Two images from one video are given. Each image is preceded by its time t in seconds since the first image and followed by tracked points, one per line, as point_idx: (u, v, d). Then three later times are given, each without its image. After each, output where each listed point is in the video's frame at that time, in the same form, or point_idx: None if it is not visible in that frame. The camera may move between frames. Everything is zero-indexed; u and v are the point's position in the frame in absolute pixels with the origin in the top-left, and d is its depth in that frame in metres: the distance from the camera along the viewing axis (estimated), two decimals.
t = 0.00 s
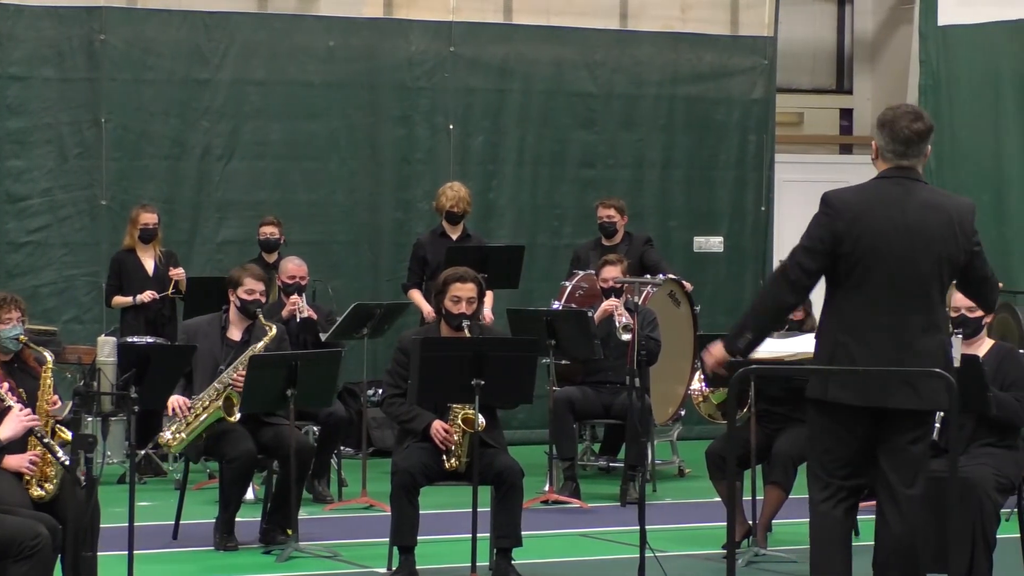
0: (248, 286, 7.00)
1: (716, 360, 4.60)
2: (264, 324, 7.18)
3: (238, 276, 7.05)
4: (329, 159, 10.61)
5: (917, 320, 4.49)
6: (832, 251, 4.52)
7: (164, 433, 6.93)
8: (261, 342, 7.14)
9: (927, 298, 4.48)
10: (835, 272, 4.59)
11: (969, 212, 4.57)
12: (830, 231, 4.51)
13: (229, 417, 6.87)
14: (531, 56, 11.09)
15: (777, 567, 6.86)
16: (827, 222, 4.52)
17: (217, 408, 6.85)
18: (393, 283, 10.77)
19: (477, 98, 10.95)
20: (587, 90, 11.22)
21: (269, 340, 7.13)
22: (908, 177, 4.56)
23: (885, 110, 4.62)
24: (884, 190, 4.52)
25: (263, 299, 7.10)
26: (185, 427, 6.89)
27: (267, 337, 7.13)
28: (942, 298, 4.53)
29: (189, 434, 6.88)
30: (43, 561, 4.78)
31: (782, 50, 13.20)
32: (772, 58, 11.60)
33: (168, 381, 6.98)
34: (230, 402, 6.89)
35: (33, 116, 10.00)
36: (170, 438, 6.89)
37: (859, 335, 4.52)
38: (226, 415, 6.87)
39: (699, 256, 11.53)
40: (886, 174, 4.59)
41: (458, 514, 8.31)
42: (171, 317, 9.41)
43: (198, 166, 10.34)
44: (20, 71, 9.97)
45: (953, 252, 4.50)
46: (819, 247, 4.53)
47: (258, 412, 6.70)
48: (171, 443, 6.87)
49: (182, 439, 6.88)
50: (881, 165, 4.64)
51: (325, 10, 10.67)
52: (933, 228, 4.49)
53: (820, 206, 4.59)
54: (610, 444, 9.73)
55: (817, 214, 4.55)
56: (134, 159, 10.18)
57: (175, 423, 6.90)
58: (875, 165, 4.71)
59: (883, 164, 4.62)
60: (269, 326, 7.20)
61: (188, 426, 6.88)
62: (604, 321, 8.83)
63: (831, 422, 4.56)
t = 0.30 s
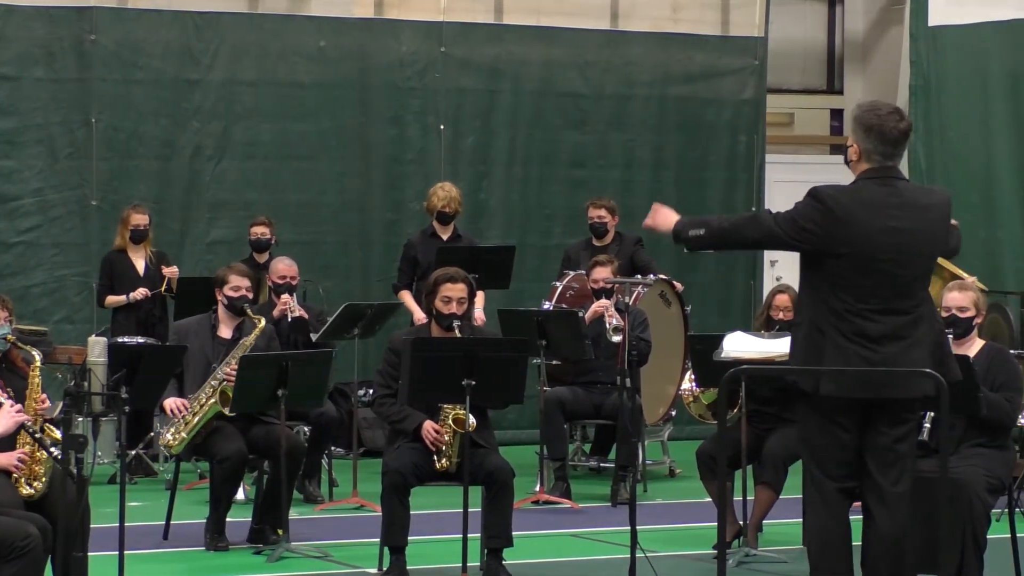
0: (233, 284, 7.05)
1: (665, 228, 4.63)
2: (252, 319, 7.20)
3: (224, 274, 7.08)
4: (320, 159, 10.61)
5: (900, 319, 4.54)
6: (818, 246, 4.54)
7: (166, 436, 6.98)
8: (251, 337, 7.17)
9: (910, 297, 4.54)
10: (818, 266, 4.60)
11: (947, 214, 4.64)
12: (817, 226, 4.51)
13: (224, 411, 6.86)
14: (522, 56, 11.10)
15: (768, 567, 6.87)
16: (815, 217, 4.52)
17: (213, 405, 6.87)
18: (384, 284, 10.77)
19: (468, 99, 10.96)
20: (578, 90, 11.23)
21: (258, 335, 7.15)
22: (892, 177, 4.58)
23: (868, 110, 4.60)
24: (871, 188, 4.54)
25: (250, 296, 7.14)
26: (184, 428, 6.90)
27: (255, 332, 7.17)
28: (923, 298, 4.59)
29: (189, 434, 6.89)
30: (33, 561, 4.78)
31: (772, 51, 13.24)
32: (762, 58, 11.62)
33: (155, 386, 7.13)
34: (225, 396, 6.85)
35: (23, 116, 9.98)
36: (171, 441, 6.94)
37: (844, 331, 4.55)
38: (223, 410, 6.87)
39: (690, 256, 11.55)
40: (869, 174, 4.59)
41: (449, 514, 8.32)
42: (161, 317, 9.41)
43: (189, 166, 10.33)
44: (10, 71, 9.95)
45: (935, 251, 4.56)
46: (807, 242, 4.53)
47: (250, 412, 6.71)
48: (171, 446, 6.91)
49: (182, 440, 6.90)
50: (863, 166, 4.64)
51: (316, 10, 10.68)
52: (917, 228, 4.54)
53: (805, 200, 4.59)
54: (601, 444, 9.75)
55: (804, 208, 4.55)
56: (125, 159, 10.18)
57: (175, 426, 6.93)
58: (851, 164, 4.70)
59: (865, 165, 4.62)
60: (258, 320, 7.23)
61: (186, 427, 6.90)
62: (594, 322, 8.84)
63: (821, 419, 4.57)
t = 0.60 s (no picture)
0: (220, 281, 7.04)
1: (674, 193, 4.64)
2: (242, 314, 7.17)
3: (209, 272, 7.08)
4: (315, 159, 10.61)
5: (883, 319, 4.60)
6: (809, 246, 4.53)
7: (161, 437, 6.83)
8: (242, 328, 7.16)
9: (892, 300, 4.60)
10: (804, 264, 4.60)
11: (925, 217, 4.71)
12: (811, 228, 4.50)
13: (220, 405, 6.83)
14: (516, 56, 11.11)
15: (762, 568, 6.88)
16: (808, 218, 4.50)
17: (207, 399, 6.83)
18: (379, 284, 10.77)
19: (462, 99, 10.96)
20: (573, 91, 11.23)
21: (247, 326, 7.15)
22: (877, 179, 4.60)
23: (852, 112, 4.59)
24: (861, 191, 4.55)
25: (237, 293, 7.14)
26: (179, 425, 6.82)
27: (245, 324, 7.16)
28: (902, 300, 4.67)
29: (186, 429, 6.82)
30: (28, 560, 4.78)
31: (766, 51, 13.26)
32: (757, 59, 11.63)
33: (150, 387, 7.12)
34: (219, 391, 6.84)
35: (17, 116, 9.98)
36: (168, 436, 6.81)
37: (832, 330, 4.58)
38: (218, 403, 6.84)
39: (685, 257, 11.55)
40: (854, 178, 4.59)
41: (444, 515, 8.32)
42: (156, 317, 9.40)
43: (183, 166, 10.33)
44: (4, 71, 9.94)
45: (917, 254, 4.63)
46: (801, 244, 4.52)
47: (246, 412, 6.70)
48: (167, 442, 6.79)
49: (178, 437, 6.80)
50: (847, 168, 4.62)
51: (310, 10, 10.68)
52: (903, 232, 4.59)
53: (796, 199, 4.56)
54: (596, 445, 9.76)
55: (796, 208, 4.52)
56: (119, 158, 10.17)
57: (170, 423, 6.83)
58: (830, 167, 4.67)
59: (848, 168, 4.61)
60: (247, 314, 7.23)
61: (182, 423, 6.82)
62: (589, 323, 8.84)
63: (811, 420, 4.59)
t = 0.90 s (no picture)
0: (219, 282, 7.04)
1: (652, 189, 4.62)
2: (238, 316, 7.20)
3: (208, 272, 7.07)
4: (314, 160, 10.61)
5: (875, 320, 4.62)
6: (807, 243, 4.52)
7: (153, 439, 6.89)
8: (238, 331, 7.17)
9: (884, 302, 4.62)
10: (800, 261, 4.59)
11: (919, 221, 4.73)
12: (810, 224, 4.49)
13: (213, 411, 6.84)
14: (516, 56, 11.11)
15: (763, 568, 6.88)
16: (808, 214, 4.49)
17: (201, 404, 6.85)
18: (379, 284, 10.77)
19: (462, 98, 10.96)
20: (573, 91, 11.22)
21: (242, 333, 7.14)
22: (880, 179, 4.61)
23: (860, 110, 4.61)
24: (861, 191, 4.55)
25: (235, 294, 7.15)
26: (172, 429, 6.84)
27: (240, 331, 7.15)
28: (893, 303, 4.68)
29: (178, 435, 6.84)
30: (28, 560, 4.78)
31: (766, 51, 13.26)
32: (757, 59, 11.63)
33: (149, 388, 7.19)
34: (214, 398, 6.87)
35: (17, 115, 9.98)
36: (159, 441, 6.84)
37: (826, 328, 4.57)
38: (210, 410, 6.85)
39: (684, 257, 11.55)
40: (858, 175, 4.59)
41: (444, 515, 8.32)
42: (156, 317, 9.41)
43: (183, 166, 10.33)
44: (4, 71, 9.95)
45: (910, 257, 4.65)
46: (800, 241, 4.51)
47: (245, 412, 6.69)
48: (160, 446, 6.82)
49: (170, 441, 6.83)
50: (849, 166, 4.62)
51: (310, 10, 10.68)
52: (899, 234, 4.61)
53: (795, 194, 4.55)
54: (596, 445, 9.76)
55: (796, 203, 4.51)
56: (119, 158, 10.17)
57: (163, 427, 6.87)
58: (832, 164, 4.67)
59: (851, 165, 4.61)
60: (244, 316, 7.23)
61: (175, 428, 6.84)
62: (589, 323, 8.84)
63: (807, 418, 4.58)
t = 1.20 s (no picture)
0: (221, 284, 7.04)
1: (650, 183, 4.58)
2: (240, 321, 7.19)
3: (212, 274, 7.07)
4: (315, 160, 10.61)
5: (876, 320, 4.62)
6: (809, 239, 4.52)
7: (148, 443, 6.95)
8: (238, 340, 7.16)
9: (886, 303, 4.62)
10: (801, 257, 4.59)
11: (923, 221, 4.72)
12: (812, 218, 4.49)
13: (210, 421, 6.91)
14: (517, 57, 11.11)
15: (763, 568, 6.88)
16: (811, 208, 4.50)
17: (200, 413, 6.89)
18: (380, 284, 10.77)
19: (463, 98, 10.96)
20: (574, 91, 11.22)
21: (243, 341, 7.13)
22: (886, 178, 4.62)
23: (869, 110, 4.64)
24: (865, 189, 4.55)
25: (237, 297, 7.15)
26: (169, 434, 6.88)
27: (242, 337, 7.15)
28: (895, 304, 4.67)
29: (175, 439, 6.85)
30: (28, 560, 4.79)
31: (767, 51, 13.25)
32: (758, 59, 11.63)
33: (149, 388, 7.12)
34: (213, 407, 6.96)
35: (18, 115, 9.98)
36: (156, 445, 6.90)
37: (826, 325, 4.58)
38: (207, 418, 6.91)
39: (685, 258, 11.56)
40: (864, 173, 4.60)
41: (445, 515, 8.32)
42: (157, 317, 9.41)
43: (185, 166, 10.33)
44: (5, 71, 9.95)
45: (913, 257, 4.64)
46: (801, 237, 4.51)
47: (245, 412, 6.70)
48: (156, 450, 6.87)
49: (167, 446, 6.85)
50: (854, 164, 4.63)
51: (311, 10, 10.68)
52: (901, 234, 4.60)
53: (799, 188, 4.56)
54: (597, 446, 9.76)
55: (799, 197, 4.51)
56: (120, 158, 10.17)
57: (160, 431, 6.91)
58: (838, 164, 4.68)
59: (857, 164, 4.61)
60: (246, 325, 7.22)
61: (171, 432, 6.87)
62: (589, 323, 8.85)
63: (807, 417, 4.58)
